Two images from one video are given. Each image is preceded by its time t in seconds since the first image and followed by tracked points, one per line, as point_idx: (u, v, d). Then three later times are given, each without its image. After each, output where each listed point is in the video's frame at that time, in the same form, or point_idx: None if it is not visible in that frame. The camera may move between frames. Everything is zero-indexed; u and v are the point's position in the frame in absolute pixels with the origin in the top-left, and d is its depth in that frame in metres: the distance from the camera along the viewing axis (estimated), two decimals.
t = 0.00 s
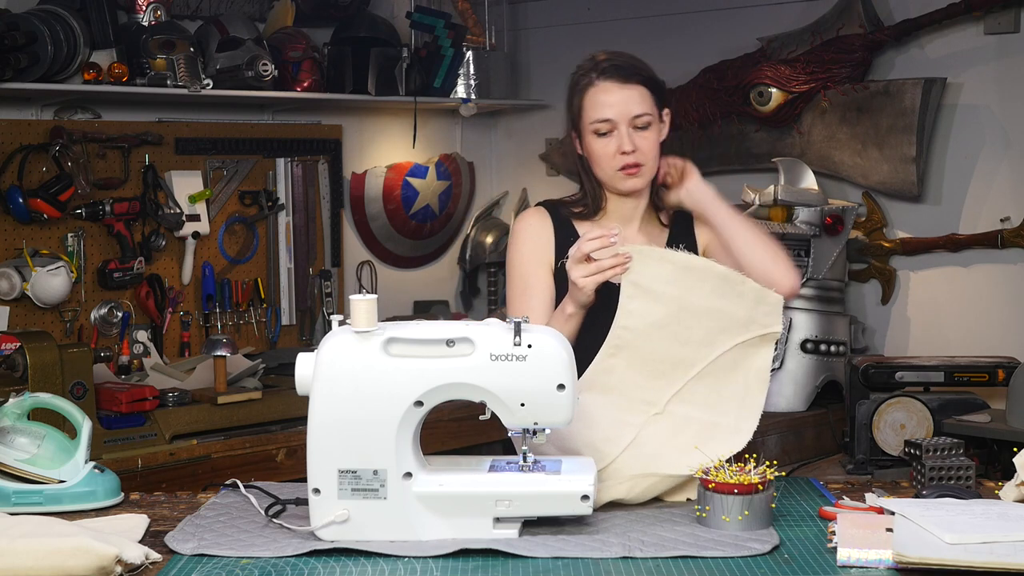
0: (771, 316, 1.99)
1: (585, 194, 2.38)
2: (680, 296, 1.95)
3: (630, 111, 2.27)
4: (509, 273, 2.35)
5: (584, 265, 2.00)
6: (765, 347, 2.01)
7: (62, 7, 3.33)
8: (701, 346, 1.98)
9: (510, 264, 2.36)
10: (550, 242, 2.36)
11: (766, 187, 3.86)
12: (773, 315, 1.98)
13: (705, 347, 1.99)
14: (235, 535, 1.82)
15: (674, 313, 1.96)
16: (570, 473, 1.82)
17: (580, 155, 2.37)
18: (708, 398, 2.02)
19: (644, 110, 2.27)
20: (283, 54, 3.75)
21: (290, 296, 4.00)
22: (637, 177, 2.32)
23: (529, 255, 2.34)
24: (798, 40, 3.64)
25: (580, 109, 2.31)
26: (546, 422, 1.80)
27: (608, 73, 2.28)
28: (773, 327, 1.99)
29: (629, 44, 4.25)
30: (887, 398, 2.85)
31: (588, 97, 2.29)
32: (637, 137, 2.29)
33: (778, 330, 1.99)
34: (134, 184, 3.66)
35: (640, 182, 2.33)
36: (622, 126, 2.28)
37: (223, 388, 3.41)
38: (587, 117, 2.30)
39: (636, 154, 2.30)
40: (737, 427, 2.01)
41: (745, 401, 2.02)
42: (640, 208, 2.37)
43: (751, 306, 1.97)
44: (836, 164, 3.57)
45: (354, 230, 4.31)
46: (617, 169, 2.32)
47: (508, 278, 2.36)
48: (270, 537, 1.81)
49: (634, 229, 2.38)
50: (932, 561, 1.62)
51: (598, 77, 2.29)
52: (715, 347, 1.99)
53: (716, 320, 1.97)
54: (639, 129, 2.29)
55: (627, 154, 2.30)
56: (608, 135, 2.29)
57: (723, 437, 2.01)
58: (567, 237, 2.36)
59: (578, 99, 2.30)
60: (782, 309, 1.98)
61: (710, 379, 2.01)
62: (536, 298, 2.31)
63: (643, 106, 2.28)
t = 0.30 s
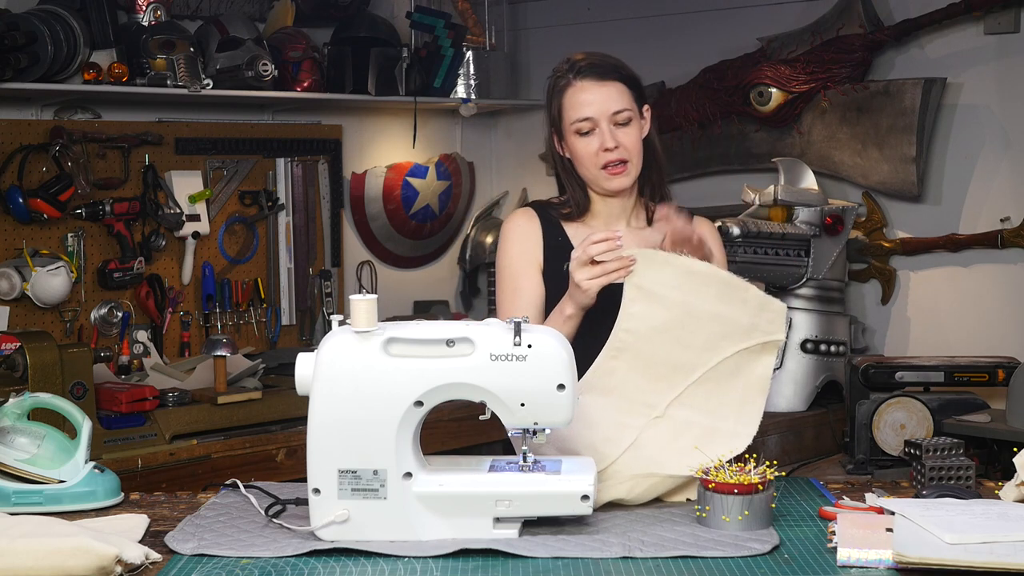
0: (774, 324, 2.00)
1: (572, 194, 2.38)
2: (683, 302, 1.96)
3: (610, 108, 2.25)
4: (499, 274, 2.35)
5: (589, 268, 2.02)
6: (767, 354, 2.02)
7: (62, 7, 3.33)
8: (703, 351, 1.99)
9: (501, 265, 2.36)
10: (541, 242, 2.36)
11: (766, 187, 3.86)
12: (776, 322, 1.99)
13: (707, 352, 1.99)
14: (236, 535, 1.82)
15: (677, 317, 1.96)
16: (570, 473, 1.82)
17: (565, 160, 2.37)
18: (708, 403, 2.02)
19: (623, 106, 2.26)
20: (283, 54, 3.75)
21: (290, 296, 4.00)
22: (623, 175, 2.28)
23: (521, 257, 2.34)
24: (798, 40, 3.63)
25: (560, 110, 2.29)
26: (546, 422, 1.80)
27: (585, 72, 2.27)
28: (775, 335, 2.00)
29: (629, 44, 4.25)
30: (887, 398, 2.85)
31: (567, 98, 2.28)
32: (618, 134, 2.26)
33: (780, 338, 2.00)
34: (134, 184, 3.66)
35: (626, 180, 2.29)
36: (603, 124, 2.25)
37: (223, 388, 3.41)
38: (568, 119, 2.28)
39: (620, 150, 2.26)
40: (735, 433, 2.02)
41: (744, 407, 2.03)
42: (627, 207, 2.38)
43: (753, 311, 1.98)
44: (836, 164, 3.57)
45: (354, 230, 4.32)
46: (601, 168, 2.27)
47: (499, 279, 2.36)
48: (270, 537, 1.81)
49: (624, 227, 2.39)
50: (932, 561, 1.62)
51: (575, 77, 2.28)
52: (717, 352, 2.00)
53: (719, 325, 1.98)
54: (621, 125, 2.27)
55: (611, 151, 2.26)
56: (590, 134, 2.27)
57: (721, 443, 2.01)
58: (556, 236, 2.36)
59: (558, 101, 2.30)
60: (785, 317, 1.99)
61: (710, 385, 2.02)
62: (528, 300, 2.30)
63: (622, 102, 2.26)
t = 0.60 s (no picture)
0: (764, 351, 2.01)
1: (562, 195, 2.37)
2: (681, 320, 1.99)
3: (600, 111, 2.26)
4: (493, 274, 2.36)
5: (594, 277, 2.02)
6: (749, 384, 2.04)
7: (63, 7, 3.33)
8: (694, 368, 2.01)
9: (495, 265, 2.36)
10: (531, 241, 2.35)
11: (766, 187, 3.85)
12: (767, 351, 2.01)
13: (696, 370, 2.01)
14: (236, 535, 1.82)
15: (672, 333, 1.99)
16: (570, 473, 1.82)
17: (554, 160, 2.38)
18: (691, 419, 2.03)
19: (614, 109, 2.26)
20: (283, 54, 3.75)
21: (290, 296, 4.00)
22: (613, 176, 2.29)
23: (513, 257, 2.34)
24: (798, 40, 3.63)
25: (551, 112, 2.30)
26: (546, 422, 1.80)
27: (576, 74, 2.27)
28: (764, 362, 2.02)
29: (629, 44, 4.25)
30: (887, 398, 2.85)
31: (558, 100, 2.28)
32: (608, 138, 2.27)
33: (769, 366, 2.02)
34: (134, 184, 3.66)
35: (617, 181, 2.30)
36: (593, 127, 2.26)
37: (223, 388, 3.41)
38: (558, 121, 2.29)
39: (609, 153, 2.27)
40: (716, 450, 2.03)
41: (724, 427, 2.04)
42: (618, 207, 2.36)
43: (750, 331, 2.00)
44: (836, 164, 3.58)
45: (354, 230, 4.32)
46: (591, 171, 2.29)
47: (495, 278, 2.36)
48: (270, 537, 1.81)
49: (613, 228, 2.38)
50: (932, 561, 1.62)
51: (566, 79, 2.28)
52: (704, 371, 2.01)
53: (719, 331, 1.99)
54: (611, 128, 2.27)
55: (601, 154, 2.27)
56: (580, 137, 2.28)
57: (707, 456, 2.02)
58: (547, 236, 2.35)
59: (549, 102, 2.30)
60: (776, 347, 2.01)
61: (694, 400, 2.03)
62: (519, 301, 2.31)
63: (613, 106, 2.26)
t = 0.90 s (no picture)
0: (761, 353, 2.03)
1: (557, 194, 2.39)
2: (683, 320, 2.00)
3: (608, 109, 2.26)
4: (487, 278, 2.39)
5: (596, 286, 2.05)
6: (750, 383, 2.05)
7: (62, 7, 3.33)
8: (695, 370, 2.02)
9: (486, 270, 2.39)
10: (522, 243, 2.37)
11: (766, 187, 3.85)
12: (766, 351, 2.03)
13: (697, 373, 2.02)
14: (236, 535, 1.82)
15: (674, 332, 2.00)
16: (570, 473, 1.82)
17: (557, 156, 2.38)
18: (690, 422, 2.04)
19: (621, 109, 2.26)
20: (283, 54, 3.75)
21: (290, 296, 4.00)
22: (615, 178, 2.26)
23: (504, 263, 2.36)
24: (798, 40, 3.63)
25: (558, 107, 2.30)
26: (546, 422, 1.80)
27: (585, 71, 2.28)
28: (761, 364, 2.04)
29: (629, 44, 4.26)
30: (887, 398, 2.85)
31: (566, 96, 2.28)
32: (615, 137, 2.25)
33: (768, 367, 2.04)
34: (134, 184, 3.66)
35: (618, 184, 2.27)
36: (600, 125, 2.25)
37: (223, 388, 3.40)
38: (565, 117, 2.28)
39: (615, 153, 2.24)
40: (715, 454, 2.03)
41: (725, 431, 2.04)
42: (615, 207, 2.37)
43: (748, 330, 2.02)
44: (836, 164, 3.58)
45: (354, 230, 4.32)
46: (594, 170, 2.26)
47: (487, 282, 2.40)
48: (270, 537, 1.81)
49: (610, 228, 2.38)
50: (932, 561, 1.62)
51: (575, 75, 2.29)
52: (704, 374, 2.03)
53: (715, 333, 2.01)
54: (618, 128, 2.27)
55: (606, 154, 2.24)
56: (586, 134, 2.26)
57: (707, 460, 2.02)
58: (539, 239, 2.37)
59: (556, 97, 2.31)
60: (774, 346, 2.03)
61: (697, 404, 2.04)
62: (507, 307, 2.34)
63: (620, 105, 2.26)
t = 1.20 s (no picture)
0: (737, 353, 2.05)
1: (549, 192, 2.39)
2: (658, 324, 2.02)
3: (603, 111, 2.26)
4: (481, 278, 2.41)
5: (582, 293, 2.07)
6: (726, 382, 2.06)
7: (62, 7, 3.33)
8: (674, 370, 2.03)
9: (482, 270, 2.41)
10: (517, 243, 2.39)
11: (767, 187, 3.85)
12: (738, 351, 2.04)
13: (677, 374, 2.03)
14: (236, 535, 1.82)
15: (650, 335, 2.02)
16: (570, 473, 1.82)
17: (550, 154, 2.39)
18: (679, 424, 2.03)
19: (616, 112, 2.26)
20: (283, 54, 3.75)
21: (290, 296, 4.00)
22: (607, 179, 2.28)
23: (499, 265, 2.38)
24: (798, 40, 3.63)
25: (553, 107, 2.30)
26: (546, 422, 1.80)
27: (582, 72, 2.27)
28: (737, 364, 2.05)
29: (629, 45, 4.25)
30: (887, 398, 2.85)
31: (561, 96, 2.28)
32: (608, 140, 2.26)
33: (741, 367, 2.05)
34: (134, 184, 3.66)
35: (609, 185, 2.29)
36: (593, 127, 2.26)
37: (223, 388, 3.40)
38: (559, 116, 2.28)
39: (607, 155, 2.26)
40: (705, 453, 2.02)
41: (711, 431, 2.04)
42: (608, 209, 2.37)
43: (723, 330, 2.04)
44: (836, 164, 3.58)
45: (354, 230, 4.32)
46: (585, 171, 2.28)
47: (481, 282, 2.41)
48: (270, 537, 1.81)
49: (604, 230, 2.39)
50: (932, 561, 1.62)
51: (572, 75, 2.28)
52: (684, 375, 2.03)
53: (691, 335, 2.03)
54: (612, 130, 2.27)
55: (598, 155, 2.26)
56: (579, 134, 2.27)
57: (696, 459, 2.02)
58: (533, 240, 2.38)
59: (552, 96, 2.30)
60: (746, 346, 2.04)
61: (682, 405, 2.04)
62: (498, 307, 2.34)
63: (615, 107, 2.26)
